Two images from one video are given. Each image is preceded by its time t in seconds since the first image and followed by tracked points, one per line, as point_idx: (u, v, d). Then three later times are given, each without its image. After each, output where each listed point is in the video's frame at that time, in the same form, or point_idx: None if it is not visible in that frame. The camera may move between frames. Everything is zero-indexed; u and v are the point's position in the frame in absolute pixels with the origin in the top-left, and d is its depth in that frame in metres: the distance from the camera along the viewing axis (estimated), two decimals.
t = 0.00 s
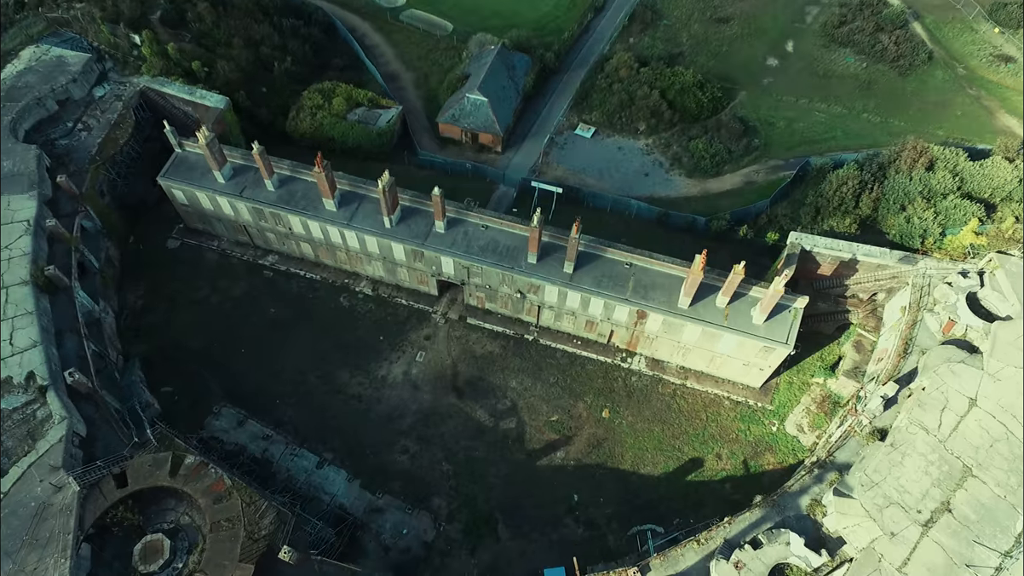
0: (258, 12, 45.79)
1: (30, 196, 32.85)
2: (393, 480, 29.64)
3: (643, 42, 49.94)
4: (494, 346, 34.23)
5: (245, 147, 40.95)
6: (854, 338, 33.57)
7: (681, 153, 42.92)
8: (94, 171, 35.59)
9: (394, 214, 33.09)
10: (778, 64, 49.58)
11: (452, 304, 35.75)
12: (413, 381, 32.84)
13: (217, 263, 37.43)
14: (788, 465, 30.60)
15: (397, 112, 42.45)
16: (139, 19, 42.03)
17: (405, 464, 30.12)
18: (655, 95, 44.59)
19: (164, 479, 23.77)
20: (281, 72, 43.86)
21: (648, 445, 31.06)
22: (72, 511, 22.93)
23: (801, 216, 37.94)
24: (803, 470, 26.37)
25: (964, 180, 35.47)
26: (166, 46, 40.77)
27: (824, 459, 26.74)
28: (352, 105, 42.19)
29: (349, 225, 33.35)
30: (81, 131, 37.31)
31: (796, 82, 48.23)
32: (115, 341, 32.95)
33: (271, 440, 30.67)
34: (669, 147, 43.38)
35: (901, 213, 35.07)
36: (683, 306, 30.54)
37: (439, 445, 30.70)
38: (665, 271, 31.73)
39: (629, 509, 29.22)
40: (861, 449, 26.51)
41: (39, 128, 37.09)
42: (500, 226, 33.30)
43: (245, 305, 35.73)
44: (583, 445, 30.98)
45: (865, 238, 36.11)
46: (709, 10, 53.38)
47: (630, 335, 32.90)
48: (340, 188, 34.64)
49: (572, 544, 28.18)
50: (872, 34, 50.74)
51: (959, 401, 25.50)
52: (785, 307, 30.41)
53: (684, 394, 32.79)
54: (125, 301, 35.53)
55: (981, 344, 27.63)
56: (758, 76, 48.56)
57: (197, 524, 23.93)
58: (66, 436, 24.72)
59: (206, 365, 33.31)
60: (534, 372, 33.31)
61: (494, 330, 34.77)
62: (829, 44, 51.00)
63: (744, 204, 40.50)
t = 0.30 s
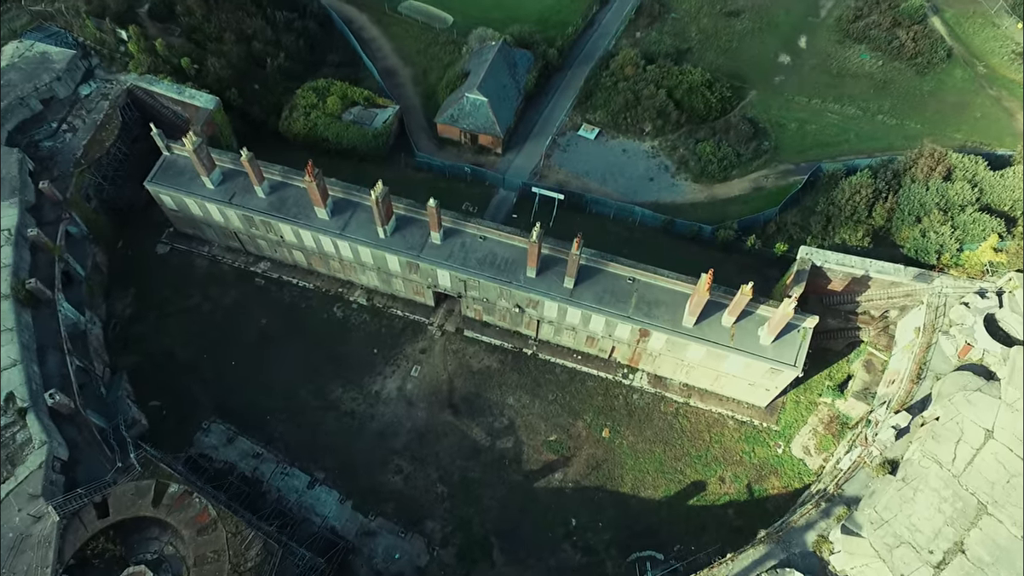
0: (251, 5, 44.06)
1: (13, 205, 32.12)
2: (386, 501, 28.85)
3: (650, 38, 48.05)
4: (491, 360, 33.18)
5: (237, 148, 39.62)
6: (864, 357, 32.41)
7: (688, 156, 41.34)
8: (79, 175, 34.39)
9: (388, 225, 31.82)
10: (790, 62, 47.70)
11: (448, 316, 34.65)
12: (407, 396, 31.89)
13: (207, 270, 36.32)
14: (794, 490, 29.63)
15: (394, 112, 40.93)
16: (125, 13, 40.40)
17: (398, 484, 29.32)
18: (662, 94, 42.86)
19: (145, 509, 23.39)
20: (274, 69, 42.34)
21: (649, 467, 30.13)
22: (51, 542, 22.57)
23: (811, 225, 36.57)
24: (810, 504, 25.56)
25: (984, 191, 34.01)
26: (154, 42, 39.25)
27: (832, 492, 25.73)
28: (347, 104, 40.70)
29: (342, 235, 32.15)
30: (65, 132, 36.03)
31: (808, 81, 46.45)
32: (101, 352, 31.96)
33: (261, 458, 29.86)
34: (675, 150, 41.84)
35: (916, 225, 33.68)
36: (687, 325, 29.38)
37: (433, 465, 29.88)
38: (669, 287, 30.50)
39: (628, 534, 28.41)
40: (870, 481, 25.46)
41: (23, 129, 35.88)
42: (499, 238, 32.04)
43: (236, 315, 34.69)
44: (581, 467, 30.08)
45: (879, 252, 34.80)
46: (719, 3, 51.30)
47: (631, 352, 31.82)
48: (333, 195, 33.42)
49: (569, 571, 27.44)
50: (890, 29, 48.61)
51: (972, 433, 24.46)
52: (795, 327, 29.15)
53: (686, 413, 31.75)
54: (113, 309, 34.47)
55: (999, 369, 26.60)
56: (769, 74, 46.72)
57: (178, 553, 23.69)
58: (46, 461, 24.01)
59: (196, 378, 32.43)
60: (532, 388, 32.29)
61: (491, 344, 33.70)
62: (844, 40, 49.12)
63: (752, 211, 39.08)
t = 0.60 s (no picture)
0: (241, 5, 42.53)
1: None
2: (377, 531, 28.10)
3: (654, 39, 46.44)
4: (487, 381, 32.20)
5: (226, 156, 38.33)
6: (873, 381, 31.23)
7: (693, 165, 39.97)
8: (61, 188, 33.18)
9: (380, 243, 30.66)
10: (799, 65, 46.10)
11: (443, 334, 33.61)
12: (400, 420, 30.99)
13: (195, 285, 35.22)
14: (798, 520, 28.69)
15: (388, 119, 39.55)
16: (111, 15, 38.97)
17: (390, 513, 28.56)
18: (667, 99, 41.32)
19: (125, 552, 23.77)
20: (265, 72, 40.86)
21: (648, 495, 29.23)
22: None
23: (819, 239, 35.33)
24: (815, 545, 24.38)
25: (999, 210, 32.84)
26: (140, 46, 37.82)
27: (837, 531, 24.63)
28: (339, 110, 39.36)
29: (332, 252, 31.03)
30: (47, 141, 34.68)
31: (817, 85, 44.90)
32: (85, 373, 31.11)
33: (249, 485, 29.08)
34: (679, 159, 40.45)
35: (929, 243, 32.39)
36: (690, 350, 28.26)
37: (426, 493, 29.07)
38: (671, 310, 29.38)
39: (626, 567, 27.59)
40: (878, 521, 24.50)
41: (4, 137, 34.60)
42: (495, 257, 30.87)
43: (224, 332, 33.65)
44: (578, 495, 29.19)
45: (890, 271, 33.38)
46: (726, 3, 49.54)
47: (631, 375, 30.81)
48: (323, 210, 32.17)
49: None
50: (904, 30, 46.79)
51: (986, 473, 23.96)
52: (801, 353, 28.03)
53: (687, 438, 30.78)
54: (98, 326, 33.54)
55: (1012, 403, 25.93)
56: (777, 78, 45.14)
57: None
58: (22, 498, 23.40)
59: (183, 400, 31.54)
60: (529, 412, 31.33)
61: (487, 364, 32.69)
62: (856, 41, 47.51)
63: (758, 225, 37.80)
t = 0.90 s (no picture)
0: (232, 19, 41.48)
1: None
2: None
3: (657, 55, 45.28)
4: (482, 416, 31.19)
5: (215, 177, 37.25)
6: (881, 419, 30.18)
7: (696, 188, 38.84)
8: (42, 215, 32.03)
9: (372, 275, 29.58)
10: (805, 81, 44.87)
11: (437, 366, 32.58)
12: (392, 457, 30.05)
13: (183, 313, 34.20)
14: (804, 566, 27.64)
15: (383, 139, 38.43)
16: (98, 31, 37.83)
17: (380, 557, 27.70)
18: (670, 117, 40.10)
19: None
20: (257, 89, 39.69)
21: (648, 540, 28.24)
22: None
23: (826, 266, 34.00)
24: None
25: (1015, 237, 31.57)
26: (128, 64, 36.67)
27: None
28: (333, 130, 38.23)
29: (322, 284, 29.95)
30: (31, 165, 33.61)
31: (824, 103, 43.67)
32: (68, 407, 30.14)
33: (236, 526, 28.17)
34: (682, 180, 39.31)
35: (940, 274, 31.33)
36: (693, 391, 27.16)
37: (418, 536, 28.18)
38: (673, 347, 28.30)
39: None
40: None
41: None
42: (490, 289, 29.80)
43: (212, 363, 32.67)
44: (576, 539, 28.22)
45: (900, 302, 32.25)
46: (731, 15, 48.26)
47: (631, 412, 29.79)
48: (314, 239, 31.06)
49: None
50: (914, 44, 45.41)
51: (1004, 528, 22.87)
52: (808, 394, 26.85)
53: (689, 478, 29.73)
54: (83, 357, 32.55)
55: None
56: (783, 94, 43.94)
57: None
58: None
59: (168, 435, 30.56)
60: (526, 450, 30.32)
61: (483, 398, 31.66)
62: (863, 56, 46.19)
63: (763, 251, 36.71)
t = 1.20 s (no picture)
0: (224, 38, 40.66)
1: None
2: None
3: (659, 74, 44.21)
4: (478, 457, 30.14)
5: (205, 204, 36.26)
6: (891, 462, 29.07)
7: (699, 215, 37.75)
8: (25, 245, 31.00)
9: (363, 313, 28.52)
10: (811, 101, 43.73)
11: (431, 403, 31.52)
12: (384, 501, 29.01)
13: (170, 345, 33.19)
14: None
15: (377, 164, 37.39)
16: (85, 53, 36.89)
17: None
18: (674, 139, 39.23)
19: None
20: (248, 112, 38.70)
21: None
22: None
23: (833, 298, 32.96)
24: None
25: None
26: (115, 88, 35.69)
27: None
28: (325, 154, 37.22)
29: (312, 321, 28.90)
30: (14, 193, 32.34)
31: (831, 125, 42.53)
32: (49, 447, 29.13)
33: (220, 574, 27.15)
34: (685, 207, 38.25)
35: (953, 309, 30.41)
36: (695, 437, 26.06)
37: None
38: (674, 390, 27.23)
39: None
40: None
41: None
42: (485, 328, 28.74)
43: (199, 399, 31.65)
44: None
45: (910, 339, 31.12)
46: (735, 33, 47.16)
47: (632, 455, 28.69)
48: (303, 272, 30.05)
49: None
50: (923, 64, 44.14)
51: None
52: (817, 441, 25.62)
53: (692, 523, 28.66)
54: (66, 392, 31.53)
55: None
56: (789, 116, 42.82)
57: None
58: None
59: (152, 476, 29.56)
60: (522, 493, 29.25)
61: (478, 437, 30.61)
62: (872, 76, 44.69)
63: (768, 281, 35.65)
